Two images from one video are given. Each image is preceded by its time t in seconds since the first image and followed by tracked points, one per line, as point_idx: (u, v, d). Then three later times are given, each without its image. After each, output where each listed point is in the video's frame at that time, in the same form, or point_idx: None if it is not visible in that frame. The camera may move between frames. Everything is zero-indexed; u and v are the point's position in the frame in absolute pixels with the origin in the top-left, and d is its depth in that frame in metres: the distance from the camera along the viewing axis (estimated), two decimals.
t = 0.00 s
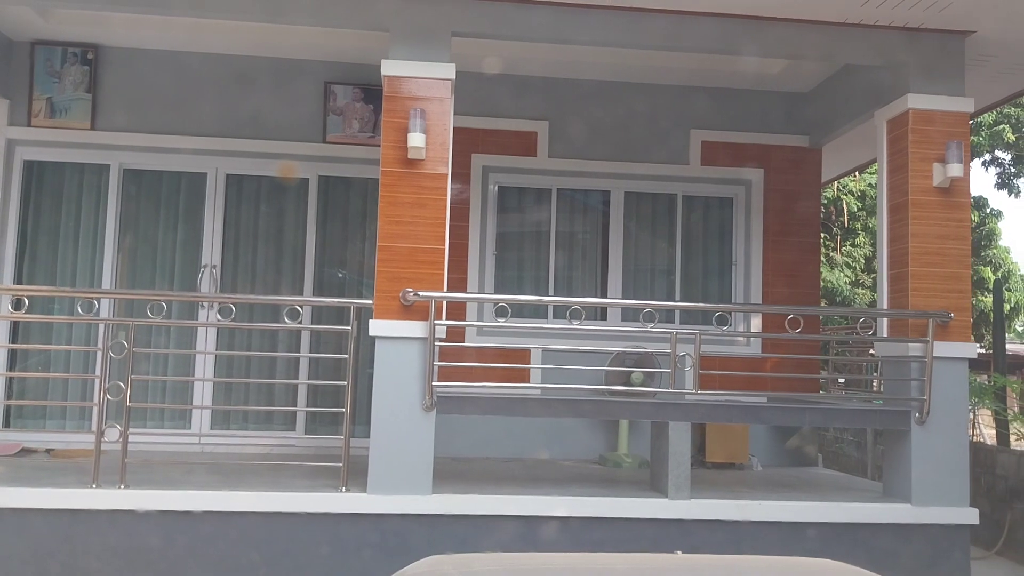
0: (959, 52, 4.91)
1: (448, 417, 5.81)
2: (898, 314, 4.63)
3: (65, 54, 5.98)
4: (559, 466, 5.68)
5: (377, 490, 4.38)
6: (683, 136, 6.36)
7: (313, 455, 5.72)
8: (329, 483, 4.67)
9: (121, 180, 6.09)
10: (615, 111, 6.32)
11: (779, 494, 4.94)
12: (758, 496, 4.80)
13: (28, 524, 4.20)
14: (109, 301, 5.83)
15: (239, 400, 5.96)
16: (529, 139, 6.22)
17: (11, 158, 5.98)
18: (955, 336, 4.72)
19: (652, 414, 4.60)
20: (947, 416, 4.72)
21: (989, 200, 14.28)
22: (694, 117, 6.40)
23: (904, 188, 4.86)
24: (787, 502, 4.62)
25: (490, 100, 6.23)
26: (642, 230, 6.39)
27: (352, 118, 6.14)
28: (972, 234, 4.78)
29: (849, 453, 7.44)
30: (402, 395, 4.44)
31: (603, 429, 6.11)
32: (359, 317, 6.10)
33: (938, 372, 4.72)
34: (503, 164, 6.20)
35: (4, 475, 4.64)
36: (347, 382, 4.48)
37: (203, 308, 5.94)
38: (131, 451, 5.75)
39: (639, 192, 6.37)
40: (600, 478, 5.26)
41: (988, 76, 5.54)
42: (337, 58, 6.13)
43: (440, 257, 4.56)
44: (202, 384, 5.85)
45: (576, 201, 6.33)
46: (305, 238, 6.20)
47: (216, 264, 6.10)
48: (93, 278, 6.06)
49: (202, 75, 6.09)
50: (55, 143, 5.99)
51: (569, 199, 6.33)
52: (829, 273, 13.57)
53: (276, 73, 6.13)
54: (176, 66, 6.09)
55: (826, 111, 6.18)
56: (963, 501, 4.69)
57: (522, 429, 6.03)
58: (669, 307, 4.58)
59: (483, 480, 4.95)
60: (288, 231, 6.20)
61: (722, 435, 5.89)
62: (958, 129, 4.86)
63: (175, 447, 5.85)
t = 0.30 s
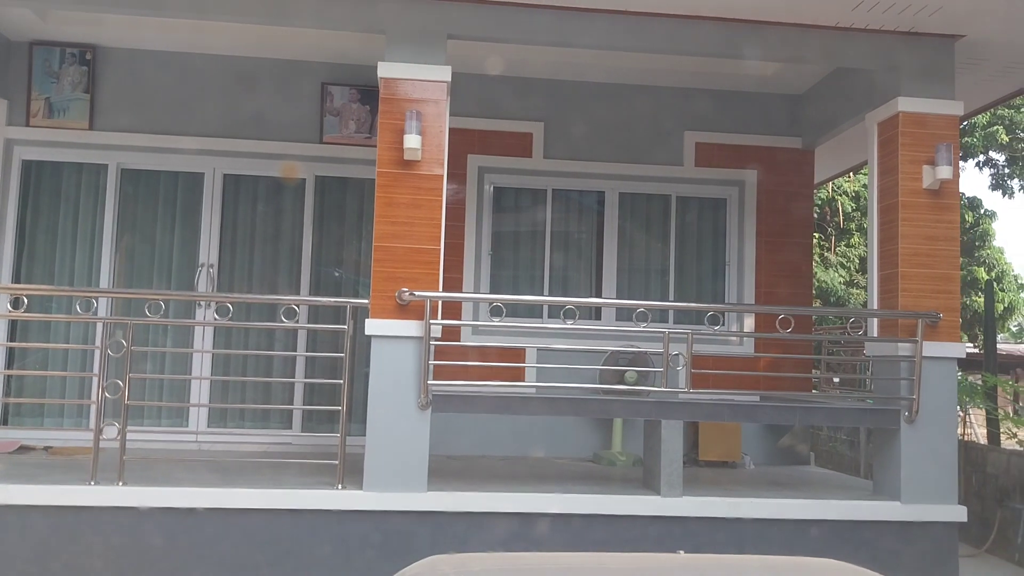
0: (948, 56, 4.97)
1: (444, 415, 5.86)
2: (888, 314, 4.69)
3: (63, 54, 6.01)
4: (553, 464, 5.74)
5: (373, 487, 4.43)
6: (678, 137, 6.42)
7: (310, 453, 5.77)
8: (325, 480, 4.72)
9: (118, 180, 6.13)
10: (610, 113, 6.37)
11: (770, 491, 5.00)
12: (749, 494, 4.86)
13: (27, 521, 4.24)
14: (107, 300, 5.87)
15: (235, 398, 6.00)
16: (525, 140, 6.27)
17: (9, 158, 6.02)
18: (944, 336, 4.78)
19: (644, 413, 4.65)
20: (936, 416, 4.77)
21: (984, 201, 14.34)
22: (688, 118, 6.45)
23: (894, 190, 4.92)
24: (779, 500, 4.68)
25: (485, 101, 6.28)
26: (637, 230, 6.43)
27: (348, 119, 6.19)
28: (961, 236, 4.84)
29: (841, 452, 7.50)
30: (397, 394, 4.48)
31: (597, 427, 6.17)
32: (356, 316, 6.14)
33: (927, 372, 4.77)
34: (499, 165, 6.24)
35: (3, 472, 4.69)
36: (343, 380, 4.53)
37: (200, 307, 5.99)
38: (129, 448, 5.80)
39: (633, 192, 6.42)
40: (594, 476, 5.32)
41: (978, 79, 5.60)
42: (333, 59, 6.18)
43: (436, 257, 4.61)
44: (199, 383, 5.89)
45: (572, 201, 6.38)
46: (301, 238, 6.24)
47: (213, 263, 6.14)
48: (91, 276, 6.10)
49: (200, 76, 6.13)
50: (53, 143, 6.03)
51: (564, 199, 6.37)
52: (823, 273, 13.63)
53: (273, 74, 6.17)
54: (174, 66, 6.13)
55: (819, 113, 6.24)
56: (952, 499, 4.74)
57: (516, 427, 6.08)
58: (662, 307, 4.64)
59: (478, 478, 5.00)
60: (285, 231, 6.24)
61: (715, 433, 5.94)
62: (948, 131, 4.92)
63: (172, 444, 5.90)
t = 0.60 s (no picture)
0: (938, 60, 5.04)
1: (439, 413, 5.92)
2: (877, 314, 4.75)
3: (61, 54, 6.05)
4: (548, 462, 5.79)
5: (369, 485, 4.48)
6: (672, 138, 6.47)
7: (306, 450, 5.82)
8: (321, 477, 4.77)
9: (116, 180, 6.17)
10: (604, 114, 6.42)
11: (761, 489, 5.07)
12: (739, 491, 4.92)
13: (25, 518, 4.29)
14: (105, 299, 5.92)
15: (232, 396, 6.05)
16: (520, 141, 6.32)
17: (7, 158, 6.05)
18: (933, 336, 4.85)
19: (637, 412, 4.71)
20: (925, 415, 4.84)
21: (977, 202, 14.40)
22: (682, 120, 6.50)
23: (884, 192, 4.98)
24: (770, 498, 4.75)
25: (481, 102, 6.33)
26: (631, 230, 6.49)
27: (345, 119, 6.24)
28: (950, 237, 4.90)
29: (833, 451, 7.56)
30: (392, 393, 4.53)
31: (591, 426, 6.22)
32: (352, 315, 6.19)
33: (916, 372, 4.84)
34: (495, 166, 6.29)
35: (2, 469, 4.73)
36: (339, 379, 4.58)
37: (197, 305, 6.04)
38: (126, 446, 5.85)
39: (627, 193, 6.47)
40: (587, 474, 5.37)
41: (968, 83, 5.67)
42: (330, 61, 6.22)
43: (431, 257, 4.66)
44: (196, 381, 5.94)
45: (567, 201, 6.43)
46: (298, 237, 6.28)
47: (210, 262, 6.18)
48: (89, 275, 6.14)
49: (197, 76, 6.17)
50: (51, 143, 6.07)
51: (559, 199, 6.43)
52: (817, 273, 13.70)
53: (270, 74, 6.22)
54: (171, 66, 6.17)
55: (811, 115, 6.30)
56: (940, 497, 4.81)
57: (511, 426, 6.14)
58: (654, 307, 4.69)
59: (472, 476, 5.06)
60: (282, 230, 6.28)
61: (707, 431, 6.01)
62: (937, 134, 4.98)
63: (169, 442, 5.95)
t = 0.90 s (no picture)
0: (925, 64, 5.11)
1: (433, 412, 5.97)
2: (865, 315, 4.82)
3: (58, 54, 6.08)
4: (541, 461, 5.85)
5: (364, 483, 4.53)
6: (665, 140, 6.53)
7: (302, 448, 5.87)
8: (315, 476, 4.82)
9: (112, 179, 6.21)
10: (598, 116, 6.47)
11: (750, 487, 5.13)
12: (729, 489, 4.98)
13: (23, 515, 4.33)
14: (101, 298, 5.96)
15: (227, 395, 6.10)
16: (514, 142, 6.37)
17: (4, 157, 6.08)
18: (920, 336, 4.91)
19: (628, 411, 4.78)
20: (912, 414, 4.90)
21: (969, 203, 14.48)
22: (675, 122, 6.56)
23: (872, 194, 5.04)
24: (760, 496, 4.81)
25: (475, 104, 6.38)
26: (624, 231, 6.55)
27: (340, 120, 6.28)
28: (938, 239, 4.97)
29: (824, 451, 7.63)
30: (387, 392, 4.59)
31: (584, 424, 6.28)
32: (346, 315, 6.24)
33: (904, 372, 4.90)
34: (489, 167, 6.34)
35: None
36: (334, 377, 4.63)
37: (193, 305, 6.09)
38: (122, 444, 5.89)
39: (620, 195, 6.53)
40: (580, 472, 5.43)
41: (956, 87, 5.73)
42: (325, 62, 6.27)
43: (426, 257, 4.71)
44: (192, 379, 5.99)
45: (560, 202, 6.48)
46: (293, 237, 6.33)
47: (206, 261, 6.23)
48: (85, 274, 6.17)
49: (193, 77, 6.21)
50: (47, 143, 6.10)
51: (553, 200, 6.48)
52: (810, 274, 13.78)
53: (266, 75, 6.26)
54: (167, 67, 6.20)
55: (802, 118, 6.36)
56: (927, 496, 4.87)
57: (505, 425, 6.19)
58: (646, 307, 4.75)
59: (465, 474, 5.11)
60: (278, 229, 6.32)
61: (699, 431, 6.07)
62: (925, 138, 5.05)
63: (165, 440, 5.99)
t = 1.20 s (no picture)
0: (910, 70, 5.19)
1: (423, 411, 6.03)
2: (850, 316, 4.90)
3: (52, 55, 6.12)
4: (531, 459, 5.91)
5: (355, 481, 4.59)
6: (655, 143, 6.60)
7: (293, 446, 5.93)
8: (307, 473, 4.87)
9: (106, 179, 6.24)
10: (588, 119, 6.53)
11: (736, 486, 5.20)
12: (715, 488, 5.06)
13: (17, 512, 4.37)
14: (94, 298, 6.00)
15: (219, 394, 6.15)
16: (505, 144, 6.43)
17: None
18: (904, 338, 4.99)
19: (617, 410, 4.85)
20: (895, 414, 4.98)
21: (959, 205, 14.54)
22: (664, 125, 6.63)
23: (857, 197, 5.12)
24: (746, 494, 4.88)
25: (466, 106, 6.44)
26: (614, 232, 6.62)
27: (333, 121, 6.33)
28: (921, 242, 5.05)
29: (811, 449, 7.70)
30: (378, 391, 4.64)
31: (573, 424, 6.34)
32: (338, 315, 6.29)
33: (887, 372, 4.98)
34: (481, 168, 6.40)
35: None
36: (326, 376, 4.69)
37: (186, 304, 6.13)
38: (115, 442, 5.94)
39: (611, 196, 6.59)
40: (568, 471, 5.49)
41: (941, 91, 5.81)
42: (318, 64, 6.32)
43: (417, 258, 4.77)
44: (184, 378, 6.04)
45: (551, 203, 6.55)
46: (286, 237, 6.38)
47: (199, 261, 6.27)
48: (78, 273, 6.21)
49: (186, 78, 6.25)
50: (41, 143, 6.13)
51: (543, 201, 6.54)
52: (801, 275, 13.87)
53: (259, 77, 6.30)
54: (161, 68, 6.24)
55: (790, 121, 6.44)
56: (910, 494, 4.95)
57: (495, 423, 6.25)
58: (634, 308, 4.82)
59: (455, 473, 5.17)
60: (270, 229, 6.38)
61: (687, 430, 6.14)
62: (909, 142, 5.12)
63: (158, 439, 6.04)
